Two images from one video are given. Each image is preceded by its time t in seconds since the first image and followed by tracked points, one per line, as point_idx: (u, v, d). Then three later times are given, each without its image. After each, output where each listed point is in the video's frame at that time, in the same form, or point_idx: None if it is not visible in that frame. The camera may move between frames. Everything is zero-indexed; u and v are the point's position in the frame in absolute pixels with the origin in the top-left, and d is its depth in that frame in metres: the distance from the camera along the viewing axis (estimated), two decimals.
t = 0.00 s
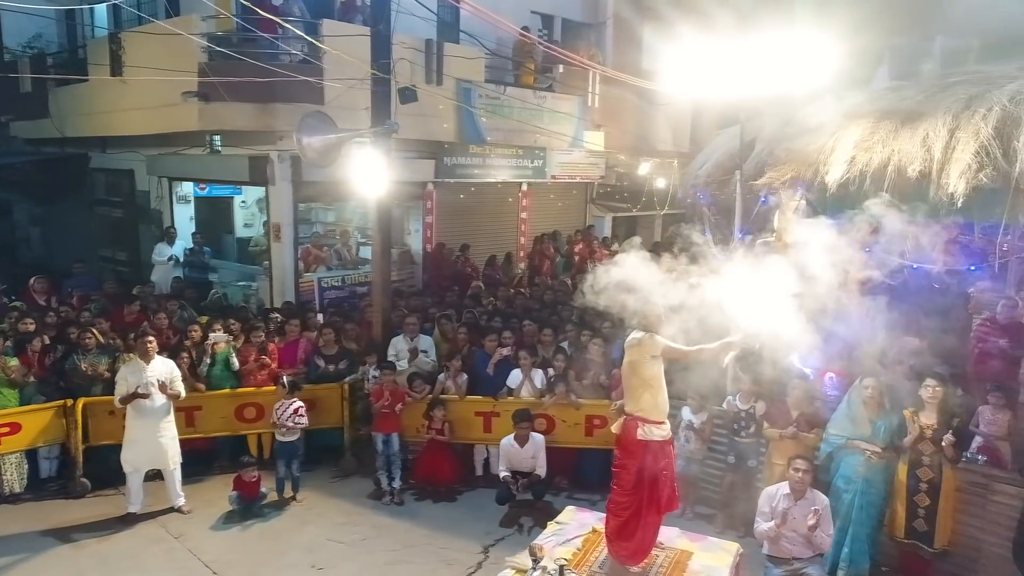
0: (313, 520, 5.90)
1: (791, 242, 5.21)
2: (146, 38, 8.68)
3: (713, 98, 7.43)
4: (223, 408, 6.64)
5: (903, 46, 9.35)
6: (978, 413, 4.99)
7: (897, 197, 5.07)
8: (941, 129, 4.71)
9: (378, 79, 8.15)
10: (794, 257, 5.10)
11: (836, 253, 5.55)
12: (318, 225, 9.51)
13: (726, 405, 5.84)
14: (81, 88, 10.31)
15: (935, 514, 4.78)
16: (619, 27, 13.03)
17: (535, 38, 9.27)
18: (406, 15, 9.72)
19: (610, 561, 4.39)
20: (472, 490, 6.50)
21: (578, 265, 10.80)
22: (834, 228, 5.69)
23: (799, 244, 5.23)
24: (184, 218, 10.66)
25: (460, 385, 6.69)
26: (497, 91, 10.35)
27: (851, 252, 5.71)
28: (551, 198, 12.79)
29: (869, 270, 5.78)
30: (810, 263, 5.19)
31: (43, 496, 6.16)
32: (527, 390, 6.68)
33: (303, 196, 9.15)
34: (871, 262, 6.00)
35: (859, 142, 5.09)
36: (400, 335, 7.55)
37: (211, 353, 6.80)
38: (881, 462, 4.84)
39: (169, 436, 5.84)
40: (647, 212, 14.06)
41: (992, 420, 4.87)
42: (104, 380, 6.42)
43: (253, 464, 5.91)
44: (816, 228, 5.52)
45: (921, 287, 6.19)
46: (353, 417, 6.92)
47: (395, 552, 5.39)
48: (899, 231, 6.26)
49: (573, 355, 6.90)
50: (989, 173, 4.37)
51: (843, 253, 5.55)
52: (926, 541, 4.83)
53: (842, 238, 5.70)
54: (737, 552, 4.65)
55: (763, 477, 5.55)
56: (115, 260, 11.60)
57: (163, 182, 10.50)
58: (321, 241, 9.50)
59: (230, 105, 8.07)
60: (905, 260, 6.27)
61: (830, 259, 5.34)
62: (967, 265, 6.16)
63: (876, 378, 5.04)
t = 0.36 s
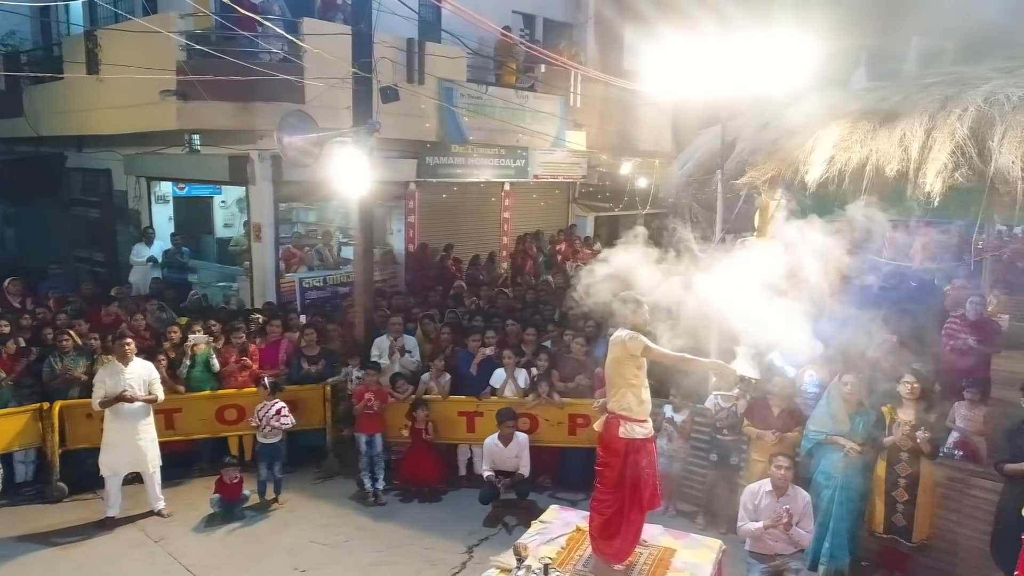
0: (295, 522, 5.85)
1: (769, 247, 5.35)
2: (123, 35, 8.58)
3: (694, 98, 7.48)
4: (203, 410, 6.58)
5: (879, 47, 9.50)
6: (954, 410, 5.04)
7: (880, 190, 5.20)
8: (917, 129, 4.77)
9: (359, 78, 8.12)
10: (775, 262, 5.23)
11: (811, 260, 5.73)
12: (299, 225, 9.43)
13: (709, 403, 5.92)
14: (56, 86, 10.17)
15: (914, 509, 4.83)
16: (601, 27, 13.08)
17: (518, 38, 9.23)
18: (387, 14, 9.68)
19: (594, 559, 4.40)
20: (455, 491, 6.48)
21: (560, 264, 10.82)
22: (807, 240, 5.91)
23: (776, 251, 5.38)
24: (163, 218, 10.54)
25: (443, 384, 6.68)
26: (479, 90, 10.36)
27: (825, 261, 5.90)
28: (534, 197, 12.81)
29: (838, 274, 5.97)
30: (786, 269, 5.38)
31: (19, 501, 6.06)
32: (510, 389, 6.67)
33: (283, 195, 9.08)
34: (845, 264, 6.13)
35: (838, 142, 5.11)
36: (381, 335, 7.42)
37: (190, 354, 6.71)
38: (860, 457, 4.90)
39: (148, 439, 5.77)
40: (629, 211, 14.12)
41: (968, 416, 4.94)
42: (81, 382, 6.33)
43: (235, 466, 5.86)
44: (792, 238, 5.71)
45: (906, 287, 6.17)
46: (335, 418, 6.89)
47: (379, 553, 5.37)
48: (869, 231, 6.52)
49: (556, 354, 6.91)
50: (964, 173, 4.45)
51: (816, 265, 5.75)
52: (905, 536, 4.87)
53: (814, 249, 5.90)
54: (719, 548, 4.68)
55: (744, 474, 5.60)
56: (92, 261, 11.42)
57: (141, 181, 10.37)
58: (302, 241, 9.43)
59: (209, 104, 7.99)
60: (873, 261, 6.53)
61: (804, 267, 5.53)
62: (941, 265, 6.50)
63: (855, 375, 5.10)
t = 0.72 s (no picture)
0: (275, 524, 5.81)
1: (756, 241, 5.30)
2: (97, 33, 8.46)
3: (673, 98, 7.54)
4: (181, 413, 6.50)
5: (854, 49, 9.64)
6: (929, 405, 5.18)
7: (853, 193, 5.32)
8: (892, 129, 4.84)
9: (339, 77, 8.07)
10: (761, 256, 5.17)
11: (806, 255, 5.56)
12: (278, 225, 9.32)
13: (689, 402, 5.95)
14: (28, 84, 10.01)
15: (890, 503, 4.92)
16: (580, 27, 13.13)
17: (498, 37, 9.18)
18: (366, 11, 9.57)
19: (576, 557, 4.41)
20: (438, 491, 6.47)
21: (541, 264, 10.83)
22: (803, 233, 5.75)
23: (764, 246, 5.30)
24: (139, 218, 10.40)
25: (425, 385, 6.64)
26: (459, 90, 10.35)
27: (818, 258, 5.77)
28: (514, 197, 12.81)
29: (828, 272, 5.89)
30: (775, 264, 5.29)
31: None
32: (492, 389, 6.66)
33: (262, 195, 8.98)
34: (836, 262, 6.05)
35: (815, 142, 5.16)
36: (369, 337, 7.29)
37: (168, 357, 6.65)
38: (838, 454, 4.99)
39: (125, 442, 5.68)
40: (610, 211, 14.18)
41: (942, 411, 5.03)
42: (55, 386, 6.22)
43: (214, 468, 5.80)
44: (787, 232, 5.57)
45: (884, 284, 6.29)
46: (316, 419, 6.85)
47: (361, 555, 5.34)
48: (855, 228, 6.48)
49: (537, 353, 6.93)
50: (938, 172, 4.56)
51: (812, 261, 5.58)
52: (882, 530, 4.97)
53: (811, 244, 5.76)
54: (701, 545, 4.71)
55: (724, 471, 5.65)
56: (66, 262, 11.24)
57: (117, 181, 10.22)
58: (281, 241, 9.34)
59: (186, 103, 7.89)
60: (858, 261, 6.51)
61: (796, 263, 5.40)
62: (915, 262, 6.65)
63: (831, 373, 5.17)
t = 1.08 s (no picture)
0: (255, 527, 5.75)
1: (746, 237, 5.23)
2: (69, 30, 8.33)
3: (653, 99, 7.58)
4: (158, 416, 6.42)
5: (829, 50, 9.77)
6: (902, 401, 5.27)
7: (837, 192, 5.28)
8: (867, 129, 4.92)
9: (317, 76, 8.02)
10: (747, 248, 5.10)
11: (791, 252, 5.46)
12: (256, 226, 9.22)
13: (669, 400, 6.00)
14: None
15: (867, 498, 4.99)
16: (559, 27, 13.17)
17: (477, 37, 9.11)
18: (344, 10, 9.51)
19: (558, 556, 4.42)
20: (419, 492, 6.45)
21: (522, 264, 10.83)
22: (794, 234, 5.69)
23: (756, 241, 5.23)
24: (114, 219, 10.24)
25: (406, 385, 6.63)
26: (439, 89, 10.32)
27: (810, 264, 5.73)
28: (494, 196, 12.80)
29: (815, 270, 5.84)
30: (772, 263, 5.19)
31: None
32: (474, 390, 6.65)
33: (239, 195, 8.88)
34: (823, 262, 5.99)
35: (792, 142, 5.23)
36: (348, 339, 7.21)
37: (144, 358, 6.54)
38: (814, 450, 5.07)
39: (101, 446, 5.60)
40: (589, 210, 14.21)
41: (917, 407, 5.12)
42: (28, 390, 6.11)
43: (192, 472, 5.72)
44: (778, 230, 5.49)
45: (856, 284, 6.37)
46: (295, 420, 6.80)
47: (342, 557, 5.30)
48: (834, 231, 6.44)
49: (518, 354, 6.93)
50: (912, 171, 4.61)
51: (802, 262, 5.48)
52: (859, 524, 5.04)
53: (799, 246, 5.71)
54: (681, 542, 4.75)
55: (704, 468, 5.70)
56: (38, 263, 11.02)
57: (90, 181, 10.06)
58: (260, 241, 9.25)
59: (162, 102, 7.78)
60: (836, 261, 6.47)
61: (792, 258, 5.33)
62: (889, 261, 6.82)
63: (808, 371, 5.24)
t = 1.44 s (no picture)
0: (236, 530, 5.70)
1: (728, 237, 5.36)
2: (42, 27, 8.20)
3: (633, 99, 7.60)
4: (136, 419, 6.34)
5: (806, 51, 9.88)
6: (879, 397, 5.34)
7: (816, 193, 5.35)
8: (844, 129, 4.98)
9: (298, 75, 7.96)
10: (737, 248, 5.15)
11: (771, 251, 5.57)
12: (235, 226, 9.14)
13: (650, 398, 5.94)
14: None
15: (845, 494, 5.06)
16: (540, 27, 13.19)
17: (458, 37, 9.06)
18: (325, 10, 9.45)
19: (541, 555, 4.43)
20: (402, 492, 6.43)
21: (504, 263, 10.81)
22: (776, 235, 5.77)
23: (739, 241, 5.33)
24: (90, 219, 10.09)
25: (388, 385, 6.61)
26: (420, 89, 10.28)
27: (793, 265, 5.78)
28: (476, 196, 12.80)
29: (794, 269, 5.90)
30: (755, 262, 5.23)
31: None
32: (456, 390, 6.64)
33: (218, 195, 8.78)
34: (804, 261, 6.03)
35: (771, 142, 5.28)
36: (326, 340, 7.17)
37: (121, 361, 6.43)
38: (794, 446, 5.11)
39: (77, 450, 5.52)
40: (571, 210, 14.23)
41: (893, 403, 5.20)
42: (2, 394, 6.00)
43: (171, 476, 5.64)
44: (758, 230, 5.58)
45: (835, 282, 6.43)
46: (276, 421, 6.74)
47: (325, 559, 5.28)
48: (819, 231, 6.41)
49: (500, 354, 6.93)
50: (887, 171, 4.65)
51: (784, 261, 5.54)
52: (837, 520, 5.11)
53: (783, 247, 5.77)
54: (664, 540, 4.78)
55: (685, 465, 5.75)
56: (12, 265, 10.83)
57: (65, 181, 9.91)
58: (239, 242, 9.16)
59: (139, 101, 7.69)
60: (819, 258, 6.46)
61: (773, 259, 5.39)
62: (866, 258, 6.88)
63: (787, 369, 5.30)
